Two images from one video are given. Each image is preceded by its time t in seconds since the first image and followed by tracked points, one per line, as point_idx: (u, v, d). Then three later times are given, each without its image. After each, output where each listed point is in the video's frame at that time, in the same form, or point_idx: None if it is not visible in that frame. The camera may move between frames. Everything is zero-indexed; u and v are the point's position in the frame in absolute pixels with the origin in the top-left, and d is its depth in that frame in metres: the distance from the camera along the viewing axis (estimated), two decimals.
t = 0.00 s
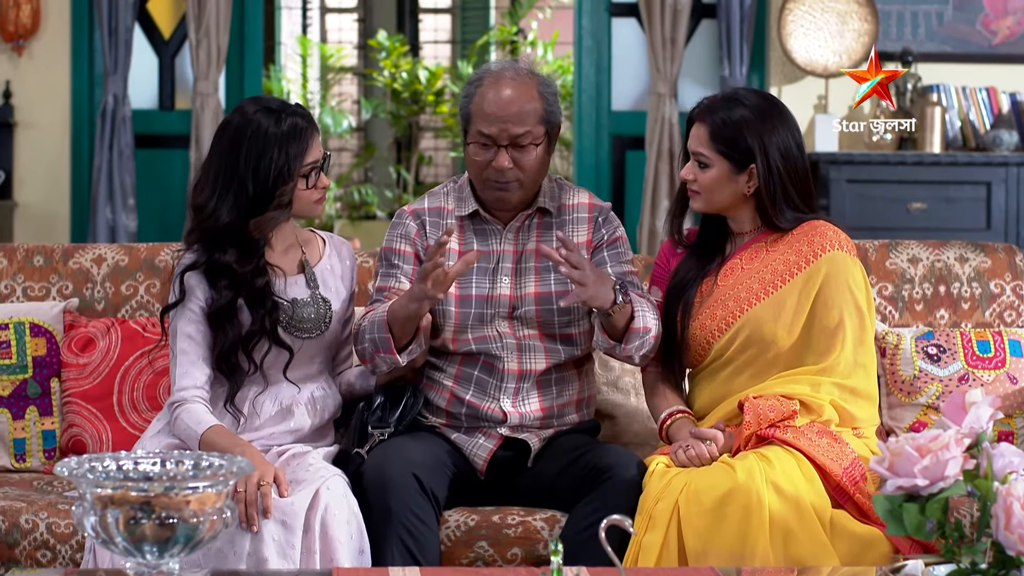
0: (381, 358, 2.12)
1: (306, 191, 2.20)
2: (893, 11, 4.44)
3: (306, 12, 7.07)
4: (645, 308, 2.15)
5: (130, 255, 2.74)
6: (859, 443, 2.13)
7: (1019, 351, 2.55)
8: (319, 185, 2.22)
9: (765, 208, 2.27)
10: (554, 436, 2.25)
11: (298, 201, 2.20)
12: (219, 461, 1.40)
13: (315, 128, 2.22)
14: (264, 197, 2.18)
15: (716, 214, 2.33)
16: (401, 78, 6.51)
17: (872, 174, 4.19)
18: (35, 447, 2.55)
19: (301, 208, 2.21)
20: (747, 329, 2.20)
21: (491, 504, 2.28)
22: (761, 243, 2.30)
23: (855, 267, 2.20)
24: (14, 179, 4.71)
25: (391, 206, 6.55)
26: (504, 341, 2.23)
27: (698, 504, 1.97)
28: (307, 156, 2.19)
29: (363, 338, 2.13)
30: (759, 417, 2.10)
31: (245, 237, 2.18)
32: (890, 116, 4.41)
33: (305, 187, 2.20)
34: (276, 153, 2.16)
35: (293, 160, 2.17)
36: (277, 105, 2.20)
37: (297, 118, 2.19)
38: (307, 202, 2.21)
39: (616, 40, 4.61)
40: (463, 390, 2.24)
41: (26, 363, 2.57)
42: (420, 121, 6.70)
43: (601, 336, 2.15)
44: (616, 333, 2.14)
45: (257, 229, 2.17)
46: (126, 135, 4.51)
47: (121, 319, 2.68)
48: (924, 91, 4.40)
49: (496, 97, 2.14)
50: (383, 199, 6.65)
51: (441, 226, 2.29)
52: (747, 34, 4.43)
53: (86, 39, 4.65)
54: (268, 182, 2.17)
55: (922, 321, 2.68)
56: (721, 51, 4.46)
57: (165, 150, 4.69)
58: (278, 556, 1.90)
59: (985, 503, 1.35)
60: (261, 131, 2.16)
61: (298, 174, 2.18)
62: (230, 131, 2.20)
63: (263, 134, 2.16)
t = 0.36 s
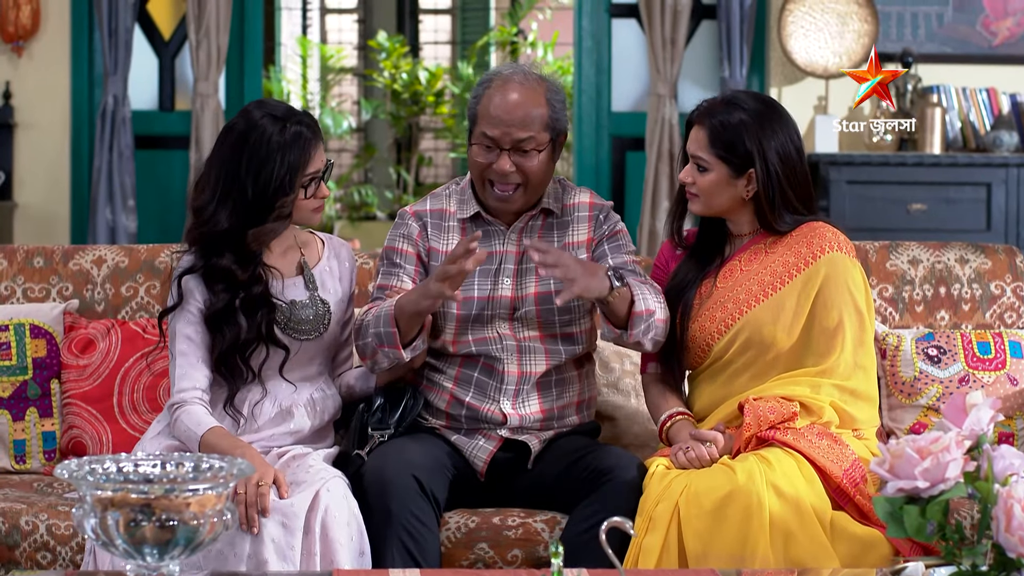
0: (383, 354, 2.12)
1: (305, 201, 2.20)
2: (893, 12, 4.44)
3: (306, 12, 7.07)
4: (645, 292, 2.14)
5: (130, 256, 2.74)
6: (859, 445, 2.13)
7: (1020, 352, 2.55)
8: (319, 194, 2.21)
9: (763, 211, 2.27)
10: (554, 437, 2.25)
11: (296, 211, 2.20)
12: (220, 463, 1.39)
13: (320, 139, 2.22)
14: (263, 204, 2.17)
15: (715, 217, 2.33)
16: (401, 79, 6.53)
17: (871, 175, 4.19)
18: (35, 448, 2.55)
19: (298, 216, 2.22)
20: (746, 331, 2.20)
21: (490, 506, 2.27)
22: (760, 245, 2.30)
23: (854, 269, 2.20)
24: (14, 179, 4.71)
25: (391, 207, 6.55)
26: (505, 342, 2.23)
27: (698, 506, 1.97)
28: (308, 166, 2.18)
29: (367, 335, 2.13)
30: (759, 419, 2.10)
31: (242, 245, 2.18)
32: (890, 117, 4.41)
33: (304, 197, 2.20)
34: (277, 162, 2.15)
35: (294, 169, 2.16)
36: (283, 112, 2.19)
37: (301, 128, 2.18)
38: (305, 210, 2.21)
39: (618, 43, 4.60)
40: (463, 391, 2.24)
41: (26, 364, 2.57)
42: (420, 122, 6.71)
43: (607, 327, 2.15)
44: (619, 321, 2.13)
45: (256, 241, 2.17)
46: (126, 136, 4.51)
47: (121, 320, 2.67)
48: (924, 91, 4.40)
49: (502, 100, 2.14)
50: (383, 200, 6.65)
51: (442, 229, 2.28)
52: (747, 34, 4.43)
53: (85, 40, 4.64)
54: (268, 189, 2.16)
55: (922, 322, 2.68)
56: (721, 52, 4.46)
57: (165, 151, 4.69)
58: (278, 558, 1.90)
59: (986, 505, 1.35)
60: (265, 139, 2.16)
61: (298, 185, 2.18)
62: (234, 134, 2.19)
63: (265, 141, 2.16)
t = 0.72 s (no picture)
0: (396, 353, 2.12)
1: (299, 202, 2.17)
2: (893, 13, 4.44)
3: (306, 13, 7.07)
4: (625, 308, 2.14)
5: (130, 258, 2.74)
6: (860, 446, 2.13)
7: (1020, 354, 2.55)
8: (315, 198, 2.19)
9: (763, 214, 2.27)
10: (553, 439, 2.25)
11: (289, 212, 2.18)
12: (219, 464, 1.40)
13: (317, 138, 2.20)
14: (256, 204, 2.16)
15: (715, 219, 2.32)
16: (400, 80, 6.55)
17: (871, 176, 4.19)
18: (34, 450, 2.55)
19: (293, 218, 2.19)
20: (746, 332, 2.20)
21: (490, 507, 2.27)
22: (760, 247, 2.30)
23: (854, 271, 2.20)
24: (14, 180, 4.71)
25: (390, 208, 6.56)
26: (502, 344, 2.23)
27: (698, 507, 1.97)
28: (302, 167, 2.16)
29: (378, 335, 2.13)
30: (759, 420, 2.10)
31: (235, 244, 2.17)
32: (890, 117, 4.41)
33: (297, 199, 2.17)
34: (271, 162, 2.14)
35: (288, 170, 2.15)
36: (280, 112, 2.18)
37: (299, 129, 2.16)
38: (299, 212, 2.18)
39: (617, 43, 4.60)
40: (462, 393, 2.24)
41: (25, 365, 2.57)
42: (420, 122, 6.72)
43: (580, 331, 2.15)
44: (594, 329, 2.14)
45: (247, 237, 2.17)
46: (125, 137, 4.51)
47: (121, 322, 2.67)
48: (924, 92, 4.40)
49: (501, 103, 2.14)
50: (383, 201, 6.66)
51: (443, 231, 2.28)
52: (747, 35, 4.43)
53: (85, 41, 4.64)
54: (262, 189, 2.15)
55: (922, 323, 2.68)
56: (720, 53, 4.46)
57: (164, 152, 4.69)
58: (278, 559, 1.90)
59: (986, 506, 1.35)
60: (260, 138, 2.15)
61: (292, 185, 2.16)
62: (230, 133, 2.19)
63: (262, 142, 2.15)
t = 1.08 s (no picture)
0: (392, 348, 2.11)
1: (297, 198, 2.18)
2: (893, 13, 4.44)
3: (306, 13, 7.07)
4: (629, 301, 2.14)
5: (130, 258, 2.74)
6: (860, 446, 2.13)
7: (1020, 354, 2.55)
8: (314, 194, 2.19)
9: (764, 214, 2.27)
10: (553, 439, 2.25)
11: (287, 208, 2.18)
12: (220, 465, 1.40)
13: (312, 135, 2.20)
14: (251, 200, 2.17)
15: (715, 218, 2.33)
16: (401, 80, 6.60)
17: (872, 176, 4.19)
18: (35, 450, 2.55)
19: (290, 214, 2.19)
20: (747, 333, 2.20)
21: (490, 507, 2.27)
22: (760, 248, 2.30)
23: (854, 271, 2.20)
24: (14, 181, 4.71)
25: (391, 208, 6.56)
26: (503, 346, 2.23)
27: (698, 508, 1.97)
28: (297, 162, 2.16)
29: (374, 335, 2.14)
30: (760, 421, 2.10)
31: (231, 241, 2.17)
32: (890, 117, 4.43)
33: (293, 195, 2.17)
34: (263, 160, 2.14)
35: (281, 165, 2.15)
36: (277, 109, 2.18)
37: (293, 126, 2.17)
38: (297, 209, 2.19)
39: (617, 43, 4.61)
40: (462, 394, 2.24)
41: (26, 365, 2.57)
42: (420, 123, 6.72)
43: (584, 325, 2.14)
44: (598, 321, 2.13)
45: (242, 233, 2.16)
46: (126, 137, 4.51)
47: (121, 322, 2.67)
48: (924, 92, 4.40)
49: (499, 113, 2.11)
50: (383, 201, 6.66)
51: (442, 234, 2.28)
52: (747, 36, 4.43)
53: (86, 41, 4.64)
54: (256, 186, 2.15)
55: (922, 323, 2.68)
56: (721, 54, 4.46)
57: (165, 152, 4.69)
58: (279, 559, 1.89)
59: (985, 506, 1.35)
60: (254, 134, 2.15)
61: (286, 183, 2.16)
62: (227, 130, 2.20)
63: (257, 139, 2.15)
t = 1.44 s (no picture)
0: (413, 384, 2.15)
1: (285, 203, 2.17)
2: (893, 14, 4.44)
3: (306, 14, 7.08)
4: (604, 330, 2.13)
5: (130, 259, 2.74)
6: (860, 448, 2.13)
7: (1020, 355, 2.55)
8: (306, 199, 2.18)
9: (763, 216, 2.27)
10: (552, 440, 2.25)
11: (275, 209, 2.18)
12: (220, 466, 1.40)
13: (307, 136, 2.19)
14: (235, 197, 2.17)
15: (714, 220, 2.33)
16: (401, 81, 6.58)
17: (871, 177, 4.19)
18: (35, 451, 2.55)
19: (279, 218, 2.19)
20: (747, 334, 2.20)
21: (490, 509, 2.27)
22: (760, 249, 2.30)
23: (854, 273, 2.20)
24: (14, 182, 4.72)
25: (391, 209, 6.57)
26: (502, 348, 2.22)
27: (698, 509, 1.97)
28: (288, 166, 2.16)
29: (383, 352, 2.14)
30: (760, 422, 2.10)
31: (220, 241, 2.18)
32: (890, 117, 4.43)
33: (282, 199, 2.17)
34: (254, 159, 2.14)
35: (271, 167, 2.15)
36: (277, 110, 2.18)
37: (291, 127, 2.16)
38: (286, 212, 2.19)
39: (616, 44, 4.61)
40: (461, 396, 2.24)
41: (26, 367, 2.57)
42: (420, 124, 6.72)
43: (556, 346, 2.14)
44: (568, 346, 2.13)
45: (232, 234, 2.16)
46: (126, 138, 4.51)
47: (121, 323, 2.67)
48: (924, 94, 4.40)
49: (489, 94, 2.18)
50: (383, 202, 6.66)
51: (442, 232, 2.29)
52: (747, 37, 4.43)
53: (86, 43, 4.64)
54: (241, 182, 2.15)
55: (922, 324, 2.68)
56: (721, 55, 4.46)
57: (164, 153, 4.69)
58: (278, 561, 1.89)
59: (986, 507, 1.35)
60: (250, 133, 2.15)
61: (274, 185, 2.15)
62: (225, 127, 2.20)
63: (254, 139, 2.15)
